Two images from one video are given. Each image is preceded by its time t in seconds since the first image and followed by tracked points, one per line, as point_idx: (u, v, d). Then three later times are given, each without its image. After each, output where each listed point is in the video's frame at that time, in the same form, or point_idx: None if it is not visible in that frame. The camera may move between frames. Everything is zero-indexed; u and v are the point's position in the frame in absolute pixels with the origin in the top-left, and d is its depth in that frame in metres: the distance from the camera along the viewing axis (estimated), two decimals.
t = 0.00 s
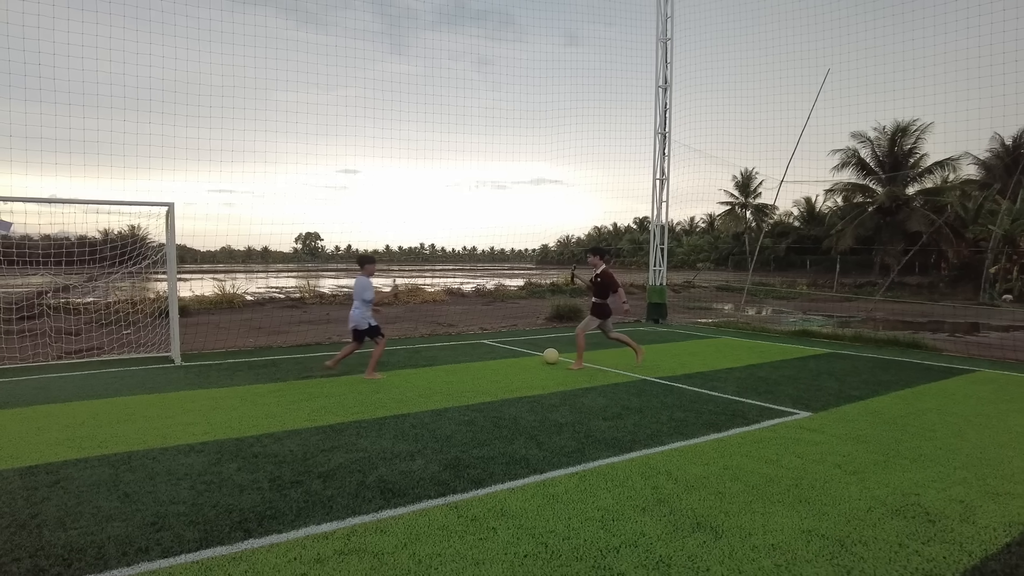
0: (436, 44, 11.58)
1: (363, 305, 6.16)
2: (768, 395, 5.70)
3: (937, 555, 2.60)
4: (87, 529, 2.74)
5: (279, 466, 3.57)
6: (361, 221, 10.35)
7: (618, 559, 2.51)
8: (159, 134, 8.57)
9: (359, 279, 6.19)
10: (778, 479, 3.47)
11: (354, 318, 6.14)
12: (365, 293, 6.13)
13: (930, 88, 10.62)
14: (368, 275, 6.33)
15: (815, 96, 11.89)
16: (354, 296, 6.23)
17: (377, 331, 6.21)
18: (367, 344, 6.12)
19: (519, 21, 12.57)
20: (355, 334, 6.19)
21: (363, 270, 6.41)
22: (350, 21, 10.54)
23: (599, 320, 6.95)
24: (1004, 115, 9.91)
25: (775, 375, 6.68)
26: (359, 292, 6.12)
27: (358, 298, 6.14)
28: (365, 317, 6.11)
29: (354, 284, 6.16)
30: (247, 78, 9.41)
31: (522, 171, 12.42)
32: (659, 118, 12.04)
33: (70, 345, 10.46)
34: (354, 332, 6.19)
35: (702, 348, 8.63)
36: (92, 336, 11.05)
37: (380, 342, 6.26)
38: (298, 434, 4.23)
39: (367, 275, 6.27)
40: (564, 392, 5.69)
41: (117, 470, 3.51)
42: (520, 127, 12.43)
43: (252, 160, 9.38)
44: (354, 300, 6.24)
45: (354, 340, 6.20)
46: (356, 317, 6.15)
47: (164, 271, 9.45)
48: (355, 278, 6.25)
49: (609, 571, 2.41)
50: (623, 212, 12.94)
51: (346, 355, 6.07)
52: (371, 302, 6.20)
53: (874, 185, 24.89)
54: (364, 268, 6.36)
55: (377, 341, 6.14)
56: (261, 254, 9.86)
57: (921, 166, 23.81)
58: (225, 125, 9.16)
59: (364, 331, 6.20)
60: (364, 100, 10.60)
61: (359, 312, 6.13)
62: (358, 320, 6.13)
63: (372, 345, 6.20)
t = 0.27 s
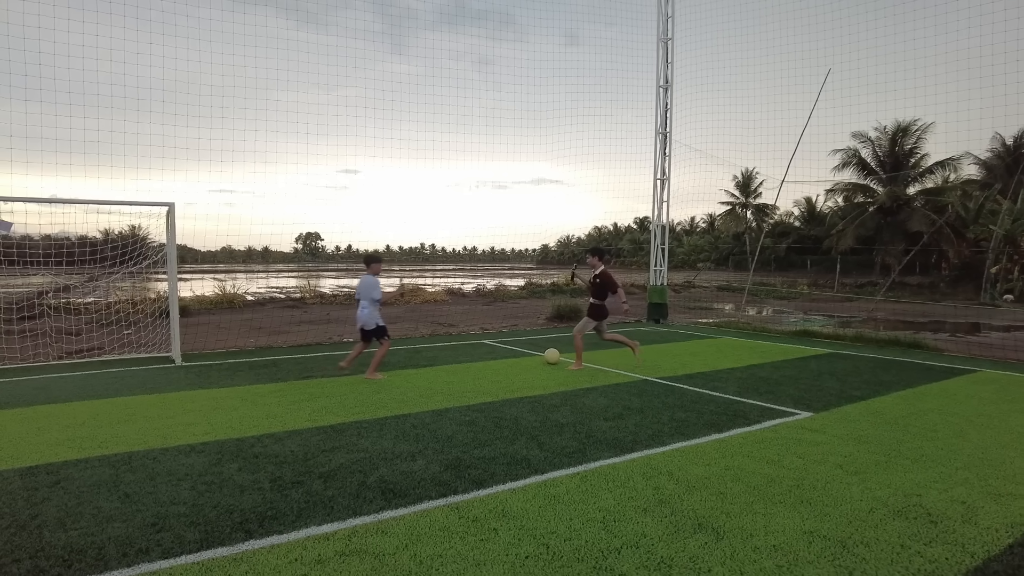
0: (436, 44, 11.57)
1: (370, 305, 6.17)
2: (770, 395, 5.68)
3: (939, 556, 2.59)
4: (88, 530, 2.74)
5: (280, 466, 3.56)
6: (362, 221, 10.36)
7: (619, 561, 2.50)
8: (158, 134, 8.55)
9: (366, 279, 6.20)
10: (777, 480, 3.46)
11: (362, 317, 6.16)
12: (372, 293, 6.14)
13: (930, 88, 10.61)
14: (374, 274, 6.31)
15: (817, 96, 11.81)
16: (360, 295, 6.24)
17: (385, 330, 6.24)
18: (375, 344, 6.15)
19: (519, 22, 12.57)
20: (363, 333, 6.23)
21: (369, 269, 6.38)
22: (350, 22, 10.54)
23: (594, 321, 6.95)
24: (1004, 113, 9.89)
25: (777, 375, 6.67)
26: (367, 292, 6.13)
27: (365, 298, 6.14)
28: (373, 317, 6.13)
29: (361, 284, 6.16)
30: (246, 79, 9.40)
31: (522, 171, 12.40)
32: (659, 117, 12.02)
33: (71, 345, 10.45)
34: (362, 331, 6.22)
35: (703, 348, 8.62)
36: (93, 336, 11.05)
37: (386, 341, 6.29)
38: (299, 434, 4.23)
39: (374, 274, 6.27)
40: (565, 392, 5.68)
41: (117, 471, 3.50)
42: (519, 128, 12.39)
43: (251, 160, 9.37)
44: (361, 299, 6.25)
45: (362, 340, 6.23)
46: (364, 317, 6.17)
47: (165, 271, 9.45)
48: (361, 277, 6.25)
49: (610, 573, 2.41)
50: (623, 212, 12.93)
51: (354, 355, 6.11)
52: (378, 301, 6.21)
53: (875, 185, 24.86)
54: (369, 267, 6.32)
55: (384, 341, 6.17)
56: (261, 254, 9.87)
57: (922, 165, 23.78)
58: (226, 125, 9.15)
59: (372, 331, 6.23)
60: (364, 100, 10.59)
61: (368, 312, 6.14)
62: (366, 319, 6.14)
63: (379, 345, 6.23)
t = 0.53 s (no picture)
0: (437, 44, 11.56)
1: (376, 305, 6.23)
2: (771, 395, 5.68)
3: (942, 557, 2.59)
4: (88, 530, 2.73)
5: (280, 467, 3.56)
6: (363, 222, 10.35)
7: (621, 562, 2.49)
8: (158, 134, 8.54)
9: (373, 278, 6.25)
10: (779, 481, 3.45)
11: (370, 317, 6.21)
12: (380, 292, 6.20)
13: (931, 87, 10.59)
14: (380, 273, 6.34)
15: (818, 96, 11.78)
16: (366, 295, 6.27)
17: (392, 330, 6.32)
18: (383, 344, 6.22)
19: (520, 22, 12.56)
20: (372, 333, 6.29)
21: (375, 268, 6.39)
22: (351, 21, 10.53)
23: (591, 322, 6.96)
24: (1005, 113, 9.87)
25: (778, 376, 6.65)
26: (374, 291, 6.18)
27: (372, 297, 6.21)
28: (382, 317, 6.19)
29: (368, 284, 6.20)
30: (247, 79, 9.39)
31: (522, 171, 12.36)
32: (660, 117, 12.01)
33: (71, 345, 10.45)
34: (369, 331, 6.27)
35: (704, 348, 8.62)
36: (94, 336, 11.05)
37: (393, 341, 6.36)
38: (299, 435, 4.22)
39: (380, 274, 6.31)
40: (566, 392, 5.67)
41: (118, 471, 3.49)
42: (519, 128, 12.37)
43: (251, 160, 9.36)
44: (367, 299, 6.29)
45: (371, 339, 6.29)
46: (371, 316, 6.23)
47: (165, 271, 9.44)
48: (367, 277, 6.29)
49: (611, 574, 2.40)
50: (623, 212, 12.92)
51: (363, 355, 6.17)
52: (385, 301, 6.28)
53: (876, 185, 24.83)
54: (375, 266, 6.32)
55: (391, 340, 6.25)
56: (262, 254, 9.86)
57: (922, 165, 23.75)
58: (227, 125, 9.14)
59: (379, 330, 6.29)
60: (365, 100, 10.58)
61: (375, 312, 6.19)
62: (374, 319, 6.20)
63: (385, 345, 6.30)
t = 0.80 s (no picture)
0: (437, 44, 11.56)
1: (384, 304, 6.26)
2: (772, 395, 5.67)
3: (945, 558, 2.58)
4: (89, 531, 2.73)
5: (281, 467, 3.55)
6: (363, 222, 10.35)
7: (622, 562, 2.49)
8: (158, 134, 8.53)
9: (379, 278, 6.26)
10: (780, 481, 3.45)
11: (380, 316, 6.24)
12: (388, 292, 6.23)
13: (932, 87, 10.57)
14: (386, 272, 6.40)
15: (818, 96, 11.78)
16: (372, 295, 6.28)
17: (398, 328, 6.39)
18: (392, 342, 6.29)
19: (520, 22, 12.55)
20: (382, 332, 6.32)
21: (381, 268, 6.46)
22: (351, 21, 10.53)
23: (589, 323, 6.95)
24: (1006, 113, 9.85)
25: (779, 376, 6.65)
26: (382, 291, 6.19)
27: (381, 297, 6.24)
28: (390, 315, 6.25)
29: (374, 284, 6.20)
30: (247, 79, 9.38)
31: (522, 171, 12.36)
32: (661, 117, 12.01)
33: (71, 346, 10.45)
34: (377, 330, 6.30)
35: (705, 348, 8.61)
36: (94, 336, 11.05)
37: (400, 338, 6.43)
38: (300, 435, 4.22)
39: (385, 273, 6.33)
40: (566, 392, 5.67)
41: (119, 471, 3.49)
42: (520, 128, 12.36)
43: (251, 160, 9.36)
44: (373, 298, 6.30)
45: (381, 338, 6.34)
46: (380, 315, 6.25)
47: (165, 271, 9.44)
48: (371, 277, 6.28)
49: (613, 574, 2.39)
50: (623, 212, 12.91)
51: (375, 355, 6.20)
52: (392, 300, 6.31)
53: (876, 185, 24.81)
54: (381, 266, 6.38)
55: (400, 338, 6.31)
56: (262, 255, 9.85)
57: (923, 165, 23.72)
58: (227, 125, 9.14)
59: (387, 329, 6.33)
60: (365, 100, 10.58)
61: (384, 311, 6.22)
62: (383, 318, 6.22)
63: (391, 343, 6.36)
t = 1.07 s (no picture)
0: (437, 44, 11.56)
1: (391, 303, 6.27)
2: (773, 396, 5.67)
3: (946, 559, 2.57)
4: (90, 531, 2.73)
5: (282, 468, 3.55)
6: (364, 222, 10.35)
7: (623, 563, 2.48)
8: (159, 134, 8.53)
9: (382, 277, 6.23)
10: (782, 481, 3.44)
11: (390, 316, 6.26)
12: (393, 290, 6.24)
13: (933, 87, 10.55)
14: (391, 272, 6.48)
15: (818, 96, 11.76)
16: (377, 294, 6.26)
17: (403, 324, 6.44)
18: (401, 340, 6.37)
19: (521, 23, 12.55)
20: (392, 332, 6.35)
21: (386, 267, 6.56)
22: (352, 21, 10.53)
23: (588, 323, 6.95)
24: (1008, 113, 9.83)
25: (780, 376, 6.64)
26: (388, 290, 6.18)
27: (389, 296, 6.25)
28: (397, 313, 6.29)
29: (379, 284, 6.18)
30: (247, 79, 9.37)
31: (523, 171, 12.35)
32: (662, 117, 11.99)
33: (72, 346, 10.45)
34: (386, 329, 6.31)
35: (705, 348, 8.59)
36: (95, 336, 11.06)
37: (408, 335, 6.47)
38: (301, 435, 4.22)
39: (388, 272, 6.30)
40: (567, 392, 5.67)
41: (119, 471, 3.49)
42: (520, 128, 12.34)
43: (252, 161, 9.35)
44: (378, 297, 6.29)
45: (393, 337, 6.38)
46: (387, 315, 6.26)
47: (165, 271, 9.44)
48: (374, 277, 6.24)
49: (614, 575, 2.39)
50: (624, 212, 12.90)
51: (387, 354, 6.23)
52: (397, 298, 6.31)
53: (877, 185, 24.78)
54: (387, 264, 6.51)
55: (408, 336, 6.36)
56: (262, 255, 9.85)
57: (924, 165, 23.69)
58: (228, 125, 9.14)
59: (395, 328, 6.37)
60: (366, 100, 10.57)
61: (392, 310, 6.22)
62: (391, 317, 6.23)
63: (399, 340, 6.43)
